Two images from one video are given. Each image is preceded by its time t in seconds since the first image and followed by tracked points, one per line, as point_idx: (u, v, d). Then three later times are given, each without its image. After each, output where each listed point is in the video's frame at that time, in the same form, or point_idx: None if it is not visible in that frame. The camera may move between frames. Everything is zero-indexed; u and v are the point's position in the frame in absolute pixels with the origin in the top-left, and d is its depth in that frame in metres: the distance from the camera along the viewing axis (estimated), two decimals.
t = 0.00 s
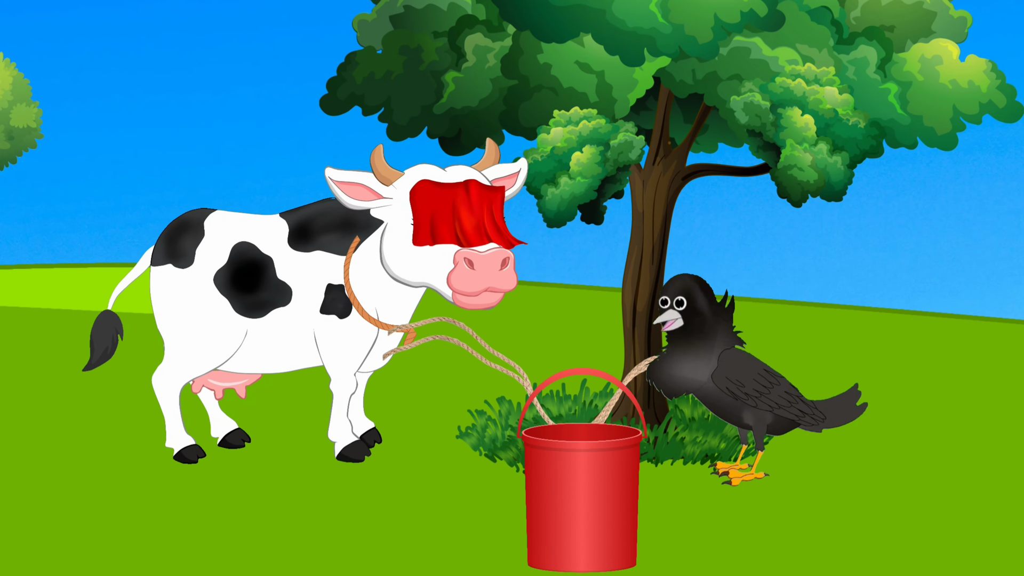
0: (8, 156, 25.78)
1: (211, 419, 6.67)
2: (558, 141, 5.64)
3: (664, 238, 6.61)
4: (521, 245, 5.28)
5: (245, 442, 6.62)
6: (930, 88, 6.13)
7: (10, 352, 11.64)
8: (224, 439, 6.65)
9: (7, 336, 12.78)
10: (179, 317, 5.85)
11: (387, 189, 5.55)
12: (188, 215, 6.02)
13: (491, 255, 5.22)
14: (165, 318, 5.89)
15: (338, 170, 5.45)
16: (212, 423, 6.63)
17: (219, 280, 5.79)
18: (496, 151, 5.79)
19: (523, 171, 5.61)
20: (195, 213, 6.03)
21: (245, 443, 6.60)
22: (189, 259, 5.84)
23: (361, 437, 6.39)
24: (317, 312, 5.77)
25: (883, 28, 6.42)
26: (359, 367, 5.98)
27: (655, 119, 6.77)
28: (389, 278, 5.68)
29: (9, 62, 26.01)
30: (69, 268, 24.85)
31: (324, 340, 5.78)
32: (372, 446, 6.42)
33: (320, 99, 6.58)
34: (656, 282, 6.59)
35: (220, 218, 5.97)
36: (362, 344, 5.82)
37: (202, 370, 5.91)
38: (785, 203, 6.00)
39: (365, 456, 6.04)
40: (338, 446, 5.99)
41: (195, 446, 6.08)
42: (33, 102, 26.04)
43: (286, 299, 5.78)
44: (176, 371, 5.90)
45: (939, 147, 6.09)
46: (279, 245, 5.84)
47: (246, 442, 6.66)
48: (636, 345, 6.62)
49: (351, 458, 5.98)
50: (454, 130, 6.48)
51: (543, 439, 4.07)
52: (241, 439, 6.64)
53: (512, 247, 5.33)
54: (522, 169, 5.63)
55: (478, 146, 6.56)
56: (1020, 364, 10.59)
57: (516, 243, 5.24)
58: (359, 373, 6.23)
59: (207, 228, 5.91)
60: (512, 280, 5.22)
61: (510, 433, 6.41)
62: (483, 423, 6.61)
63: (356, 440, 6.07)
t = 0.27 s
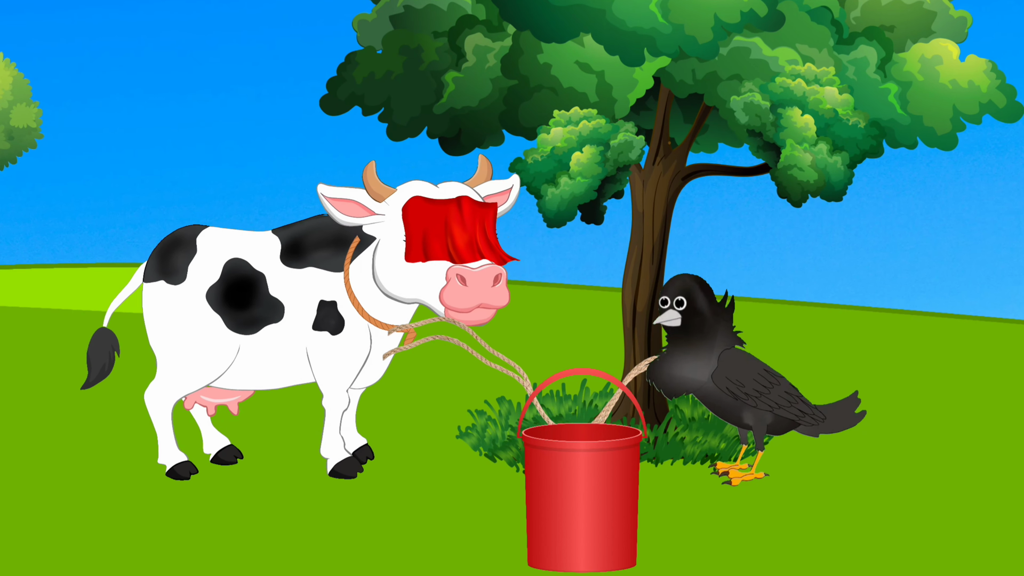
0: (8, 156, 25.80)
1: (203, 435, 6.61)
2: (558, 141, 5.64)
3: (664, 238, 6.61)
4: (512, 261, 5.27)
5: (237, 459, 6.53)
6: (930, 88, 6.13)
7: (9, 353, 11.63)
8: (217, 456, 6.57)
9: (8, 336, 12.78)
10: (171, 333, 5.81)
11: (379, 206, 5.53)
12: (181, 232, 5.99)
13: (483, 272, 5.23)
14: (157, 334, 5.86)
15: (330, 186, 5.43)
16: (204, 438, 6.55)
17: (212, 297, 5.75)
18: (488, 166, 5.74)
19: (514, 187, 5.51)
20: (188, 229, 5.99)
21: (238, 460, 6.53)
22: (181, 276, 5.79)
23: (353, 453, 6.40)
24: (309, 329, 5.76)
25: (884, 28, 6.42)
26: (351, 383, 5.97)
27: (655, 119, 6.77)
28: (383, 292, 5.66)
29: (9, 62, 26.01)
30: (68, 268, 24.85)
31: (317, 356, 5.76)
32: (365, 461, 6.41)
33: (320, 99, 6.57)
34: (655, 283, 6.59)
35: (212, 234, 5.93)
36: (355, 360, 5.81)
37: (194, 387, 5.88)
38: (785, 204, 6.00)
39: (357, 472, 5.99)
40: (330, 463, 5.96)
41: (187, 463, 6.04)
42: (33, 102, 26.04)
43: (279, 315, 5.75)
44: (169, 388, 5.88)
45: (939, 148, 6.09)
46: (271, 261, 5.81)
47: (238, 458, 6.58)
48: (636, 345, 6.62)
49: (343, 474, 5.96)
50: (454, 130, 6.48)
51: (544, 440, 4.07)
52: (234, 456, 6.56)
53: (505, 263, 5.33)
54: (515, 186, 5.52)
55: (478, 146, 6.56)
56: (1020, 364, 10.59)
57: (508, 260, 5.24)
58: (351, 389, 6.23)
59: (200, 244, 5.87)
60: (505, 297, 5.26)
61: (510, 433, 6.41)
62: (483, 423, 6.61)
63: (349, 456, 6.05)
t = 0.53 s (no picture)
0: (8, 155, 25.80)
1: (205, 429, 6.58)
2: (558, 141, 5.64)
3: (664, 238, 6.61)
4: (515, 255, 5.22)
5: (240, 454, 6.49)
6: (930, 88, 6.13)
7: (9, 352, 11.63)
8: (218, 450, 6.56)
9: (8, 336, 12.78)
10: (172, 327, 5.80)
11: (381, 201, 5.55)
12: (181, 227, 5.98)
13: (484, 266, 5.17)
14: (158, 328, 5.84)
15: (331, 181, 5.46)
16: (206, 432, 6.54)
17: (213, 291, 5.74)
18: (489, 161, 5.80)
19: (516, 182, 5.59)
20: (188, 224, 5.99)
21: (239, 455, 6.47)
22: (182, 270, 5.79)
23: (355, 447, 6.40)
24: (310, 323, 5.75)
25: (884, 28, 6.42)
26: (352, 378, 5.96)
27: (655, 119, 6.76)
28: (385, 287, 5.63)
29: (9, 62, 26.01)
30: (68, 268, 24.84)
31: (318, 351, 5.75)
32: (366, 456, 6.44)
33: (320, 99, 6.57)
34: (655, 283, 6.59)
35: (213, 229, 5.93)
36: (356, 354, 5.80)
37: (195, 381, 5.86)
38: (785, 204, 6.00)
39: (359, 467, 6.01)
40: (332, 457, 5.94)
41: (188, 457, 6.02)
42: (33, 102, 26.04)
43: (280, 310, 5.76)
44: (169, 383, 5.86)
45: (939, 148, 6.08)
46: (273, 256, 5.82)
47: (240, 454, 6.49)
48: (636, 345, 6.62)
49: (345, 469, 5.98)
50: (454, 130, 6.47)
51: (544, 439, 4.07)
52: (235, 451, 6.48)
53: (506, 258, 5.28)
54: (516, 180, 5.61)
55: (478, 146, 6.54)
56: (1020, 364, 10.59)
57: (510, 253, 5.18)
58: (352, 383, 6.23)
59: (201, 239, 5.86)
60: (506, 291, 5.18)
61: (509, 433, 6.41)
62: (483, 422, 6.61)
63: (351, 450, 6.03)
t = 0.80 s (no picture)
0: (8, 155, 25.80)
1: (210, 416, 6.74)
2: (558, 141, 5.64)
3: (664, 238, 6.61)
4: (519, 242, 5.26)
5: (242, 440, 6.70)
6: (930, 88, 6.13)
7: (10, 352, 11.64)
8: (222, 436, 6.70)
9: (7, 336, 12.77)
10: (177, 314, 5.88)
11: (385, 186, 5.54)
12: (186, 212, 6.03)
13: (488, 253, 5.22)
14: (163, 314, 5.92)
15: (336, 167, 5.45)
16: (210, 419, 6.69)
17: (218, 277, 5.82)
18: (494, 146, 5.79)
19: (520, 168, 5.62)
20: (193, 210, 6.05)
21: (243, 441, 6.69)
22: (187, 256, 5.87)
23: (359, 433, 6.40)
24: (315, 310, 5.84)
25: (884, 28, 6.42)
26: (356, 364, 6.04)
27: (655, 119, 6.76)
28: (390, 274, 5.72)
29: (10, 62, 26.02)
30: (68, 267, 24.85)
31: (322, 337, 5.83)
32: (370, 442, 6.43)
33: (320, 100, 6.57)
34: (655, 283, 6.59)
35: (217, 215, 5.99)
36: (360, 342, 5.87)
37: (200, 367, 5.94)
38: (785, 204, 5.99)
39: (363, 453, 6.09)
40: (336, 443, 6.05)
41: (193, 443, 6.12)
42: (34, 102, 26.04)
43: (285, 296, 5.83)
44: (174, 368, 5.93)
45: (939, 147, 6.09)
46: (277, 242, 5.88)
47: (243, 439, 6.72)
48: (636, 345, 6.62)
49: (349, 455, 6.04)
50: (454, 130, 6.47)
51: (544, 439, 4.07)
52: (239, 437, 6.71)
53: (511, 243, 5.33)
54: (520, 167, 5.63)
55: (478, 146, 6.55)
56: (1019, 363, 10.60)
57: (514, 240, 5.22)
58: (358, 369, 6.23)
59: (205, 225, 5.93)
60: (510, 277, 5.20)
61: (510, 433, 6.40)
62: (483, 423, 6.59)
63: (354, 437, 6.12)
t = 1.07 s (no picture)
0: (8, 155, 25.80)
1: (213, 401, 6.77)
2: (558, 141, 5.64)
3: (664, 238, 6.61)
4: (524, 228, 5.31)
5: (247, 426, 6.73)
6: (930, 87, 6.13)
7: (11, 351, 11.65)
8: (226, 422, 6.74)
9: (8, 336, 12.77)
10: (182, 300, 5.95)
11: (390, 172, 5.64)
12: (191, 198, 6.10)
13: (493, 239, 5.27)
14: (168, 301, 6.00)
15: (340, 154, 5.53)
16: (214, 405, 6.73)
17: (222, 264, 5.88)
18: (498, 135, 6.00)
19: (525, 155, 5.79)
20: (197, 196, 6.10)
21: (247, 428, 6.71)
22: (191, 243, 5.93)
23: (363, 420, 6.45)
24: (319, 296, 5.88)
25: (884, 28, 6.42)
26: (361, 351, 6.08)
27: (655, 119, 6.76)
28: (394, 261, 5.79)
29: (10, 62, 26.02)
30: (68, 267, 24.86)
31: (326, 323, 5.88)
32: (375, 429, 6.48)
33: (320, 100, 6.58)
34: (655, 283, 6.59)
35: (222, 202, 6.04)
36: (363, 329, 5.92)
37: (205, 353, 6.02)
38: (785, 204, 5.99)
39: (367, 439, 6.12)
40: (340, 430, 6.08)
41: (197, 430, 6.18)
42: (34, 103, 26.05)
43: (289, 282, 5.88)
44: (179, 354, 6.01)
45: (939, 147, 6.09)
46: (281, 228, 5.93)
47: (248, 425, 6.77)
48: (635, 345, 6.62)
49: (353, 441, 6.07)
50: (454, 130, 6.47)
51: (544, 439, 4.07)
52: (244, 423, 6.73)
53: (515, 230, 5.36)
54: (525, 154, 5.80)
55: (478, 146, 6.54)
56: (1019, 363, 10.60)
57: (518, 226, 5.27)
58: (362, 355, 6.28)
59: (210, 212, 5.98)
60: (514, 263, 5.26)
61: (510, 433, 6.41)
62: (483, 423, 6.60)
63: (359, 423, 6.16)
